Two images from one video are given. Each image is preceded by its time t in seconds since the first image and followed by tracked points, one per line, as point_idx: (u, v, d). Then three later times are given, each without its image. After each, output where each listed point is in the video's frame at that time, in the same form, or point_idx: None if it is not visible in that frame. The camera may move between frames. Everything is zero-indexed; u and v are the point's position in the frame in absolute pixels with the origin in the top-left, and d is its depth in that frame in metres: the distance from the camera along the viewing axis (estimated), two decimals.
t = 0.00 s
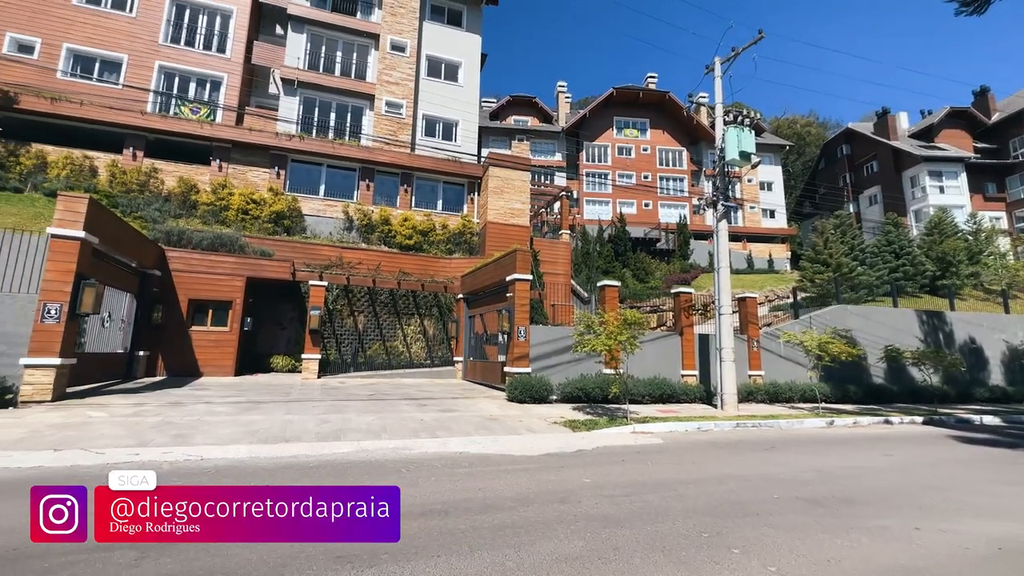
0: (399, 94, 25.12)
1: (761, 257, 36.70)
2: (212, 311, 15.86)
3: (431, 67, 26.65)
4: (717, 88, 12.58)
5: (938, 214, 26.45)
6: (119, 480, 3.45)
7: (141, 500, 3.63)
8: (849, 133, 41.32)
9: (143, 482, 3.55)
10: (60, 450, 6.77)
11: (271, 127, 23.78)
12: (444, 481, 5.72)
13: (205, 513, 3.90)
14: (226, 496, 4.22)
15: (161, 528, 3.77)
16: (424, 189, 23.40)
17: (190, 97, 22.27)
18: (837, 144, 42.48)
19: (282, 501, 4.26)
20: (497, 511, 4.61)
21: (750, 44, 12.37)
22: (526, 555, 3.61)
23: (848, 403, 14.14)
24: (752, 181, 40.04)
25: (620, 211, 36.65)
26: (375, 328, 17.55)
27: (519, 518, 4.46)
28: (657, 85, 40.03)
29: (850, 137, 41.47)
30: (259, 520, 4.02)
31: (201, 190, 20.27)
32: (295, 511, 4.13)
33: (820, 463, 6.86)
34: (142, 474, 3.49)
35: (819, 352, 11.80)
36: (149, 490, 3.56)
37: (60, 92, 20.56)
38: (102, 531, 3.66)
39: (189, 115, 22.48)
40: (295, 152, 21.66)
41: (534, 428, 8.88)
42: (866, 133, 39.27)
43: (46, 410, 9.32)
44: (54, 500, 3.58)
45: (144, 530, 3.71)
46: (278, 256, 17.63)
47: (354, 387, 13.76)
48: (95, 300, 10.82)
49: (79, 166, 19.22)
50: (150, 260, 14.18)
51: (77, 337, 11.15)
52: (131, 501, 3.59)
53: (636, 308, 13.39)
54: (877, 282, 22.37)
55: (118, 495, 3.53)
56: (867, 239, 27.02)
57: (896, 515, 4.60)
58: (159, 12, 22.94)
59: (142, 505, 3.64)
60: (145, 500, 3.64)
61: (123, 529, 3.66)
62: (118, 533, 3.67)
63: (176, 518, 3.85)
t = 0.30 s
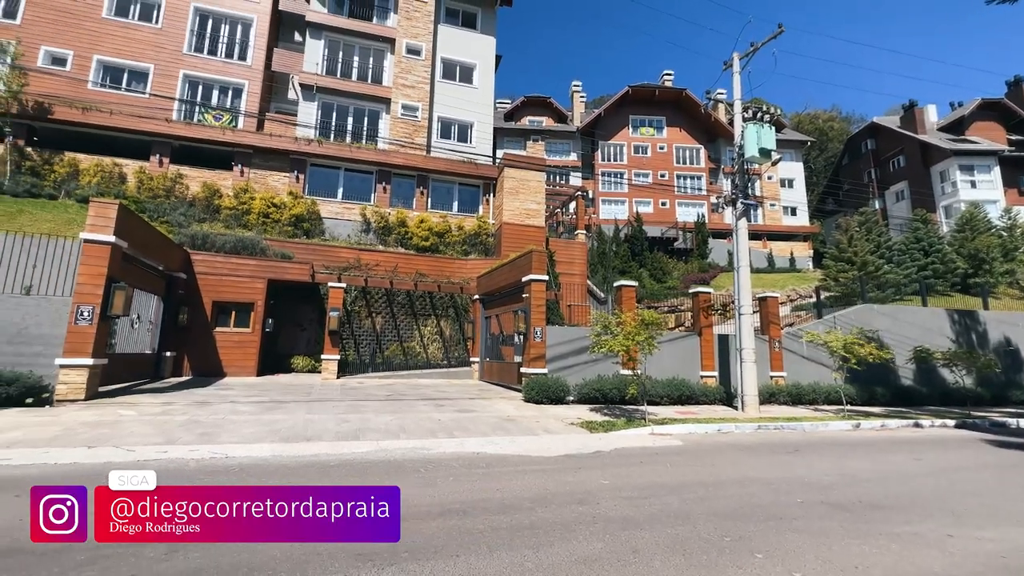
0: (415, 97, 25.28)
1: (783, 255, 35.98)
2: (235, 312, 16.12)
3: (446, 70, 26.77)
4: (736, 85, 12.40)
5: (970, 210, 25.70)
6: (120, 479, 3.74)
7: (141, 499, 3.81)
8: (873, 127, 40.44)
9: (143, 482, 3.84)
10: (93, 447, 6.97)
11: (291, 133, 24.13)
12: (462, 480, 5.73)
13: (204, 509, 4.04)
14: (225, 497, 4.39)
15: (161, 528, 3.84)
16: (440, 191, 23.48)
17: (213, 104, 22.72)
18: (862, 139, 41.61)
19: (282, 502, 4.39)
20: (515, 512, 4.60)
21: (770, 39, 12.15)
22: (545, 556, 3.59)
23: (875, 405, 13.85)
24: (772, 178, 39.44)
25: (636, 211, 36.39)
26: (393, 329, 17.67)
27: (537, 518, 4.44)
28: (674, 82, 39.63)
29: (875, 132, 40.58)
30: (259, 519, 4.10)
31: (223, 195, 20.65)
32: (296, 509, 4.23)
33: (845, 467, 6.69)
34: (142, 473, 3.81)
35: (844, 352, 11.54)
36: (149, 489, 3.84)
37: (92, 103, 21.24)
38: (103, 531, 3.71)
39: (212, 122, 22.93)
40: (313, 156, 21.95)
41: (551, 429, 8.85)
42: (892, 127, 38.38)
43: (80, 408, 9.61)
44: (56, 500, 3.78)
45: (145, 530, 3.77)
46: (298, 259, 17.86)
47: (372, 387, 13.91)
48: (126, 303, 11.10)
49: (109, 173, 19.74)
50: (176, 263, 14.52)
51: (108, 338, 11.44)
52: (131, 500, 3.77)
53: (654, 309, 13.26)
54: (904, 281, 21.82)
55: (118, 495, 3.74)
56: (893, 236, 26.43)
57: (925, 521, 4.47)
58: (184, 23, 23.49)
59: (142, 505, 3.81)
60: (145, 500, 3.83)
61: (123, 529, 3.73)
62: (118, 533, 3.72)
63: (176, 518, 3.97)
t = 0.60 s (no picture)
0: (436, 101, 25.48)
1: (812, 252, 35.08)
2: (264, 314, 16.45)
3: (466, 73, 26.88)
4: (762, 79, 12.14)
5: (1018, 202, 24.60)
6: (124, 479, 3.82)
7: (141, 499, 3.89)
8: (909, 119, 39.18)
9: (143, 482, 3.91)
10: (135, 444, 7.19)
11: (315, 139, 24.59)
12: (486, 481, 5.75)
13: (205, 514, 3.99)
14: (226, 497, 4.45)
15: (161, 528, 3.86)
16: (460, 193, 23.59)
17: (242, 113, 23.28)
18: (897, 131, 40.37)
19: (282, 502, 4.43)
20: (539, 514, 4.59)
21: (797, 29, 11.81)
22: (570, 559, 3.57)
23: (915, 409, 13.44)
24: (801, 173, 38.58)
25: (658, 210, 36.02)
26: (416, 330, 17.84)
27: (561, 520, 4.42)
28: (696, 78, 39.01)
29: (910, 123, 39.32)
30: (260, 523, 4.14)
31: (252, 201, 21.14)
32: (296, 510, 4.27)
33: (881, 473, 6.48)
34: (141, 473, 3.87)
35: (880, 353, 11.15)
36: (149, 489, 3.92)
37: (130, 115, 22.05)
38: (103, 530, 3.75)
39: (241, 130, 23.51)
40: (338, 161, 22.32)
41: (574, 431, 8.80)
42: (929, 118, 37.10)
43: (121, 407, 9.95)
44: (56, 500, 3.84)
45: (145, 530, 3.80)
46: (323, 262, 18.15)
47: (395, 387, 14.10)
48: (163, 305, 11.49)
49: (146, 181, 20.41)
50: (208, 267, 14.92)
51: (147, 340, 11.86)
52: (131, 500, 3.85)
53: (678, 309, 13.06)
54: (944, 278, 21.03)
55: (118, 495, 3.83)
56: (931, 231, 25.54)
57: (970, 531, 4.29)
58: (214, 35, 24.17)
59: (142, 505, 3.88)
60: (145, 500, 3.90)
61: (123, 528, 3.77)
62: (118, 532, 3.76)
63: (176, 518, 4.01)
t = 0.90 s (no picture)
0: (460, 104, 25.65)
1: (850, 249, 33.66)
2: (296, 316, 16.80)
3: (489, 75, 26.99)
4: (794, 73, 11.83)
5: None
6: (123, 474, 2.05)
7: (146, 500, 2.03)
8: (957, 106, 37.66)
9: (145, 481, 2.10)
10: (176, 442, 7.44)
11: (343, 145, 25.06)
12: (514, 483, 5.73)
13: (216, 498, 2.08)
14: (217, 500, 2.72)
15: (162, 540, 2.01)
16: (484, 195, 23.70)
17: (273, 121, 23.87)
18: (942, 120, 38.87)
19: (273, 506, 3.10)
20: (568, 516, 4.54)
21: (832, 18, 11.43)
22: (600, 563, 3.52)
23: (964, 412, 12.92)
24: (837, 166, 37.57)
25: (685, 208, 35.50)
26: (442, 331, 17.95)
27: (591, 523, 4.36)
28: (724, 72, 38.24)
29: (958, 111, 37.79)
30: (267, 517, 2.05)
31: (284, 207, 21.65)
32: (299, 504, 2.11)
33: (926, 481, 6.23)
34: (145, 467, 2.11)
35: (927, 356, 10.70)
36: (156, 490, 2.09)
37: (170, 127, 22.94)
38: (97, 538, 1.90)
39: (272, 138, 24.11)
40: (365, 166, 22.69)
41: (602, 433, 8.71)
42: (978, 106, 35.57)
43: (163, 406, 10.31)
44: None
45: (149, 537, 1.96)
46: (352, 265, 18.45)
47: (423, 388, 14.18)
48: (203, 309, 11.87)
49: (185, 190, 21.08)
50: (243, 271, 15.34)
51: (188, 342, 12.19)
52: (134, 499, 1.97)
53: (707, 308, 12.81)
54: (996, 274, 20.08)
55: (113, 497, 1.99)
56: (981, 225, 24.40)
57: None
58: (247, 48, 24.89)
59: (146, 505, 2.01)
60: (149, 499, 1.99)
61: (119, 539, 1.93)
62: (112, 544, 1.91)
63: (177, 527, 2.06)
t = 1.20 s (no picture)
0: (481, 106, 25.76)
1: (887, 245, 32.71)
2: (324, 318, 17.08)
3: (510, 76, 27.03)
4: (825, 64, 11.53)
5: None
6: (124, 469, 2.07)
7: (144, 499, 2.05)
8: (1003, 93, 36.11)
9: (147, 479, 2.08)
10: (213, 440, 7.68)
11: (368, 150, 25.43)
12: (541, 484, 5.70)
13: (216, 498, 2.04)
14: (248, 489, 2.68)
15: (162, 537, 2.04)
16: (506, 196, 23.71)
17: (300, 128, 24.36)
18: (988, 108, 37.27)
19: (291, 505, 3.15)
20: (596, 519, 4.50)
21: (864, 7, 11.09)
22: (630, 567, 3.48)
23: (1015, 416, 12.32)
24: (873, 159, 36.39)
25: (711, 205, 34.94)
26: (465, 332, 17.99)
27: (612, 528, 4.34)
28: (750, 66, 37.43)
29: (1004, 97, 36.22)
30: (267, 517, 2.05)
31: (312, 211, 22.05)
32: (299, 502, 2.08)
33: (973, 488, 5.96)
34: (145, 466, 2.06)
35: (973, 356, 10.26)
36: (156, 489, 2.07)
37: (205, 138, 23.73)
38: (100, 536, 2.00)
39: (300, 145, 24.59)
40: (390, 170, 22.99)
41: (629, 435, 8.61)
42: None
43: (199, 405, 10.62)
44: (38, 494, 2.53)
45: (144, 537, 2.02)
46: (377, 268, 18.67)
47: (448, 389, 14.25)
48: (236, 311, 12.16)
49: (219, 197, 21.67)
50: (273, 274, 15.70)
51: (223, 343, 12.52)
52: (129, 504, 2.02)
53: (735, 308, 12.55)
54: None
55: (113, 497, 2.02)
56: None
57: None
58: (275, 58, 25.51)
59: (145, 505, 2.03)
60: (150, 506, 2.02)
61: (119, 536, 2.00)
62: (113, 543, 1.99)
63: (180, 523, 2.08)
